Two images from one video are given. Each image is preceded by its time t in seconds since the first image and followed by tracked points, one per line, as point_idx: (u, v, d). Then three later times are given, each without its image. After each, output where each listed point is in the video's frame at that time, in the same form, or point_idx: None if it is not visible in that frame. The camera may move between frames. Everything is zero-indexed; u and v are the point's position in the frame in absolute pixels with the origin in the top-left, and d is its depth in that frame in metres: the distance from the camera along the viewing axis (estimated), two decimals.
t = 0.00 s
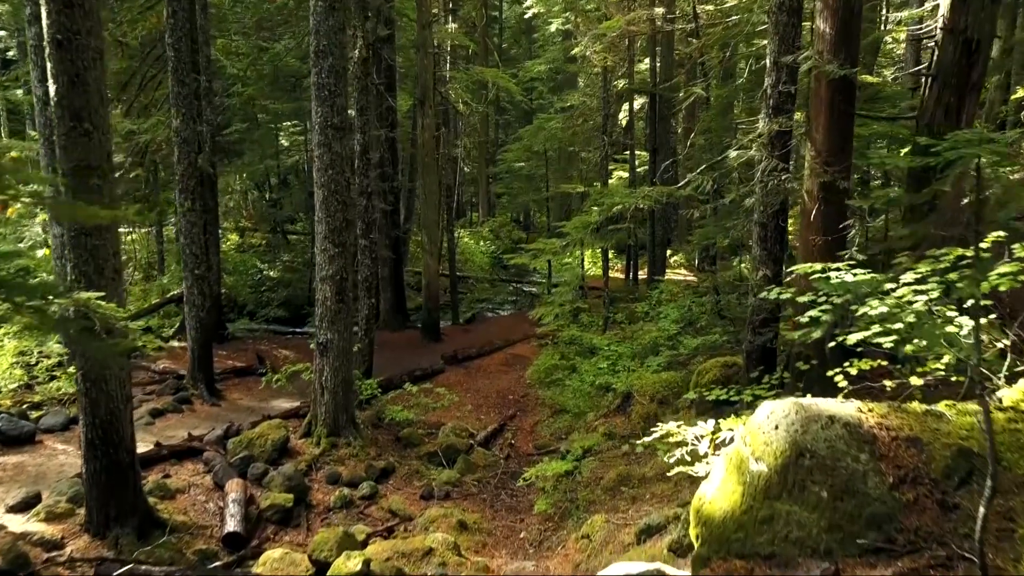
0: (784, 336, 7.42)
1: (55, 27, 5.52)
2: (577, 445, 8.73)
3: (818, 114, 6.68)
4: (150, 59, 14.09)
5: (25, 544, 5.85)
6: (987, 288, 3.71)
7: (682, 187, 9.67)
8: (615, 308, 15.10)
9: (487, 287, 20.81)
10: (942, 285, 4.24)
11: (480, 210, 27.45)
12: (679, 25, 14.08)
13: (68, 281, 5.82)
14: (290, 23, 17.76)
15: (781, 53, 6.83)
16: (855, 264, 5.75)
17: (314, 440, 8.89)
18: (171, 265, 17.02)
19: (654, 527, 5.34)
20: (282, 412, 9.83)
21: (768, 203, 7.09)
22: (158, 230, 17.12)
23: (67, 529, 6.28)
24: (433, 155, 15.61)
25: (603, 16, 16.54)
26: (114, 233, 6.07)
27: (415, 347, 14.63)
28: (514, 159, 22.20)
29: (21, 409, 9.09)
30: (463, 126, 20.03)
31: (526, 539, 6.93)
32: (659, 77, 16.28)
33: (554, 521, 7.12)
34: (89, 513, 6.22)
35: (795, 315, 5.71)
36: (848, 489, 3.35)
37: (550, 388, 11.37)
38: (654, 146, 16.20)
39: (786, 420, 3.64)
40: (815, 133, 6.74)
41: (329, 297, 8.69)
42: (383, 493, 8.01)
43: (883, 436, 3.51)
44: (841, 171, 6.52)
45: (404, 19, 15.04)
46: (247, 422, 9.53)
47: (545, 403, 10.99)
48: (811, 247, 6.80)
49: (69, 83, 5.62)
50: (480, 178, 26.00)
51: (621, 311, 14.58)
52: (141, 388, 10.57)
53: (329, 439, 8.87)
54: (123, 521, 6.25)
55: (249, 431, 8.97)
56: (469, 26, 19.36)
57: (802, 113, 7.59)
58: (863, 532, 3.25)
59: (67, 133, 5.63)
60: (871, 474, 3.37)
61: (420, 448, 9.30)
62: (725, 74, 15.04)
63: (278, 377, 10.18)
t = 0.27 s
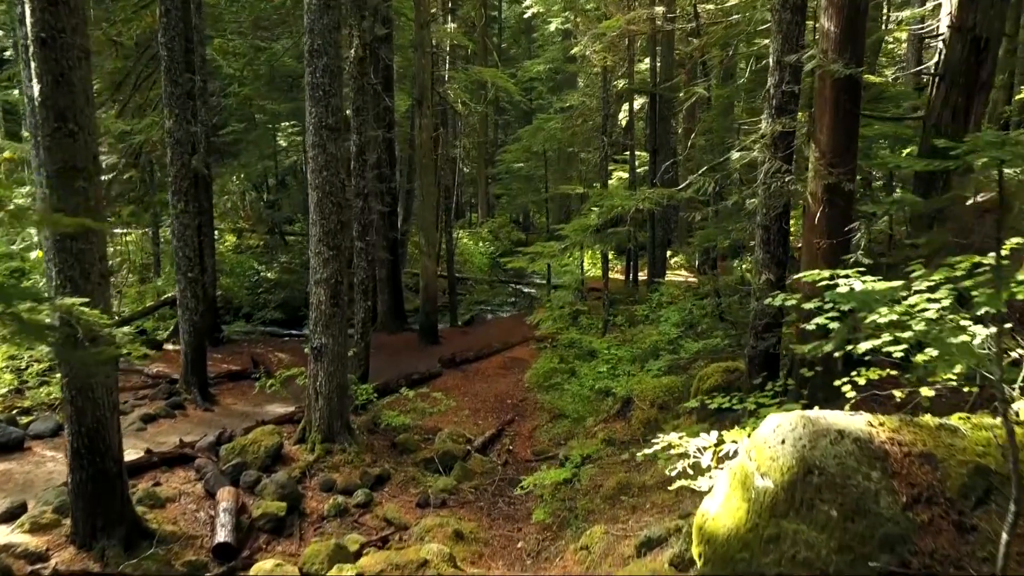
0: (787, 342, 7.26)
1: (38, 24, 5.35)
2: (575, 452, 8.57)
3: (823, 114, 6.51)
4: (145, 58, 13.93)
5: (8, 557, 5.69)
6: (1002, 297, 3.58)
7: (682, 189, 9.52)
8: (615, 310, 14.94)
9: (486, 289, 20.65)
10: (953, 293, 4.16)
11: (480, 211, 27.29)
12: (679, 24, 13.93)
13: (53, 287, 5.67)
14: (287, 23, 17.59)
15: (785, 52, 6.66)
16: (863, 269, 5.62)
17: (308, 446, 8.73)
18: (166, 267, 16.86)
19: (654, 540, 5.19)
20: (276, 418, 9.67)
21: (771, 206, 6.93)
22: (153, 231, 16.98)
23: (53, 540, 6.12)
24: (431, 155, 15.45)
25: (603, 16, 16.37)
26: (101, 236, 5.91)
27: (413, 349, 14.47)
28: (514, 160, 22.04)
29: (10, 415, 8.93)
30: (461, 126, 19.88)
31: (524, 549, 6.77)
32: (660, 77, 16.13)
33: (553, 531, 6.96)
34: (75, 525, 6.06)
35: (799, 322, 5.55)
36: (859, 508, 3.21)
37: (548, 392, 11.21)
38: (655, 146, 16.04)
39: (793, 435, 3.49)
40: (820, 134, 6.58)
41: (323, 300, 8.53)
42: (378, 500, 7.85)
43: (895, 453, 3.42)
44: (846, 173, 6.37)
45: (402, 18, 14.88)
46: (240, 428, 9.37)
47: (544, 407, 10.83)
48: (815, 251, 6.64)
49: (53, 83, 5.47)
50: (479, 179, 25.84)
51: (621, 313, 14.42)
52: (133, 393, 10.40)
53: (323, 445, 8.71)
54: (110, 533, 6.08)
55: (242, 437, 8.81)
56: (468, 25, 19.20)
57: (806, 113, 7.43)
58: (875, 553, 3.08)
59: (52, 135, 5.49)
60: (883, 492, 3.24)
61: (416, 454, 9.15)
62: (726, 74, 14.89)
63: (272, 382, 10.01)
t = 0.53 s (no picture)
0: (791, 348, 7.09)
1: (18, 22, 5.17)
2: (574, 459, 8.40)
3: (828, 114, 6.35)
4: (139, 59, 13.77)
5: None
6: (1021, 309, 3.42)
7: (683, 191, 9.35)
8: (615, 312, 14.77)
9: (484, 291, 20.48)
10: (967, 303, 4.02)
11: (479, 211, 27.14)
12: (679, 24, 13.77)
13: (35, 293, 5.49)
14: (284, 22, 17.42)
15: (789, 52, 6.48)
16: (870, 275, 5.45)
17: (302, 453, 8.55)
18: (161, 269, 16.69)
19: (656, 555, 4.99)
20: (270, 424, 9.50)
21: (775, 210, 6.76)
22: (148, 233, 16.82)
23: (36, 553, 5.95)
24: (429, 156, 15.28)
25: (602, 15, 16.20)
26: (84, 240, 5.73)
27: (411, 352, 14.30)
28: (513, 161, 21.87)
29: None
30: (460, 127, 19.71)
31: (521, 560, 6.59)
32: (660, 77, 15.96)
33: (551, 541, 6.79)
34: (59, 537, 5.89)
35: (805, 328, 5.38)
36: (872, 531, 3.04)
37: (547, 397, 11.04)
38: (655, 147, 15.88)
39: (802, 452, 3.32)
40: (824, 134, 6.41)
41: (316, 304, 8.36)
42: (373, 509, 7.67)
43: (911, 472, 3.24)
44: (851, 174, 6.20)
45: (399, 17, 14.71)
46: (233, 434, 9.19)
47: (543, 412, 10.66)
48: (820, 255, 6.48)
49: (34, 82, 5.30)
50: (478, 180, 25.68)
51: (621, 316, 14.25)
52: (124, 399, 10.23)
53: (317, 452, 8.53)
54: (94, 545, 5.90)
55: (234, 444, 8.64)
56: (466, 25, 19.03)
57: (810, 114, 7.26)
58: None
59: (33, 135, 5.35)
60: (899, 515, 3.07)
61: (412, 461, 8.97)
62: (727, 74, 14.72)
63: (265, 387, 9.83)
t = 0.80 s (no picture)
0: (795, 352, 6.93)
1: None
2: (572, 465, 8.25)
3: (833, 113, 6.19)
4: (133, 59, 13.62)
5: None
6: None
7: (684, 193, 9.21)
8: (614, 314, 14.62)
9: (483, 293, 20.33)
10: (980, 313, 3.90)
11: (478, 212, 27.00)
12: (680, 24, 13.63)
13: (19, 297, 5.35)
14: (281, 21, 17.25)
15: (793, 50, 6.33)
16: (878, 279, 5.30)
17: (296, 459, 8.39)
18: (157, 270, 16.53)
19: (656, 568, 4.75)
20: (264, 429, 9.34)
21: (778, 212, 6.60)
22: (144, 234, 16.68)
23: (20, 565, 5.81)
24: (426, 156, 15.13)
25: (602, 14, 16.03)
26: (69, 243, 5.58)
27: (408, 355, 14.13)
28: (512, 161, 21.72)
29: None
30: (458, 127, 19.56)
31: (519, 570, 6.44)
32: (660, 77, 15.82)
33: (548, 550, 6.63)
34: (44, 547, 5.73)
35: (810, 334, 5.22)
36: (886, 553, 2.92)
37: (546, 401, 10.89)
38: (655, 148, 15.73)
39: (810, 467, 3.22)
40: (829, 134, 6.26)
41: (311, 307, 8.21)
42: (368, 516, 7.51)
43: (926, 490, 3.14)
44: (857, 174, 6.05)
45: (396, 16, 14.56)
46: (226, 439, 9.03)
47: (541, 416, 10.51)
48: (825, 258, 6.33)
49: (16, 80, 5.15)
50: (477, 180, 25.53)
51: (620, 318, 14.10)
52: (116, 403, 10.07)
53: (311, 457, 8.37)
54: (79, 556, 5.74)
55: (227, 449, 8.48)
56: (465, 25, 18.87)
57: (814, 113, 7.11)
58: None
59: (15, 135, 5.20)
60: (914, 536, 2.95)
61: (408, 467, 8.82)
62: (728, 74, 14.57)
63: (260, 391, 9.68)
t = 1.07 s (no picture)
0: (799, 358, 6.74)
1: None
2: (571, 472, 8.06)
3: (839, 112, 6.01)
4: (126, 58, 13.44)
5: None
6: None
7: (685, 194, 9.02)
8: (613, 316, 14.44)
9: (481, 294, 20.13)
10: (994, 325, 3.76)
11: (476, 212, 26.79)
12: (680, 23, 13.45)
13: None
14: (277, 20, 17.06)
15: (797, 48, 6.13)
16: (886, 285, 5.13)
17: (289, 466, 8.21)
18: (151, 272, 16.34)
19: None
20: (256, 434, 9.16)
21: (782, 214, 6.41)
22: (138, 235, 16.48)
23: None
24: (424, 156, 14.93)
25: (601, 13, 15.84)
26: (50, 246, 5.38)
27: (406, 358, 13.94)
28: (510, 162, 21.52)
29: None
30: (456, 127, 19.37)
31: None
32: (661, 76, 15.61)
33: (546, 562, 6.44)
34: (25, 561, 5.54)
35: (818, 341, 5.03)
36: None
37: (544, 405, 10.71)
38: (655, 149, 15.53)
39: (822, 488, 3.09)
40: (835, 134, 6.08)
41: (304, 310, 8.03)
42: (361, 525, 7.33)
43: (945, 512, 3.03)
44: (864, 175, 5.87)
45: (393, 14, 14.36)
46: (218, 445, 8.85)
47: (539, 421, 10.32)
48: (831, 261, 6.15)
49: None
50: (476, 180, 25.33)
51: (620, 320, 13.92)
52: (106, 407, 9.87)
53: (305, 465, 8.20)
54: (62, 570, 5.56)
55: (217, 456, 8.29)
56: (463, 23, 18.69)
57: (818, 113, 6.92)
58: None
59: None
60: (934, 563, 2.84)
61: (403, 473, 8.64)
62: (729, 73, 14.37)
63: (252, 396, 9.49)
